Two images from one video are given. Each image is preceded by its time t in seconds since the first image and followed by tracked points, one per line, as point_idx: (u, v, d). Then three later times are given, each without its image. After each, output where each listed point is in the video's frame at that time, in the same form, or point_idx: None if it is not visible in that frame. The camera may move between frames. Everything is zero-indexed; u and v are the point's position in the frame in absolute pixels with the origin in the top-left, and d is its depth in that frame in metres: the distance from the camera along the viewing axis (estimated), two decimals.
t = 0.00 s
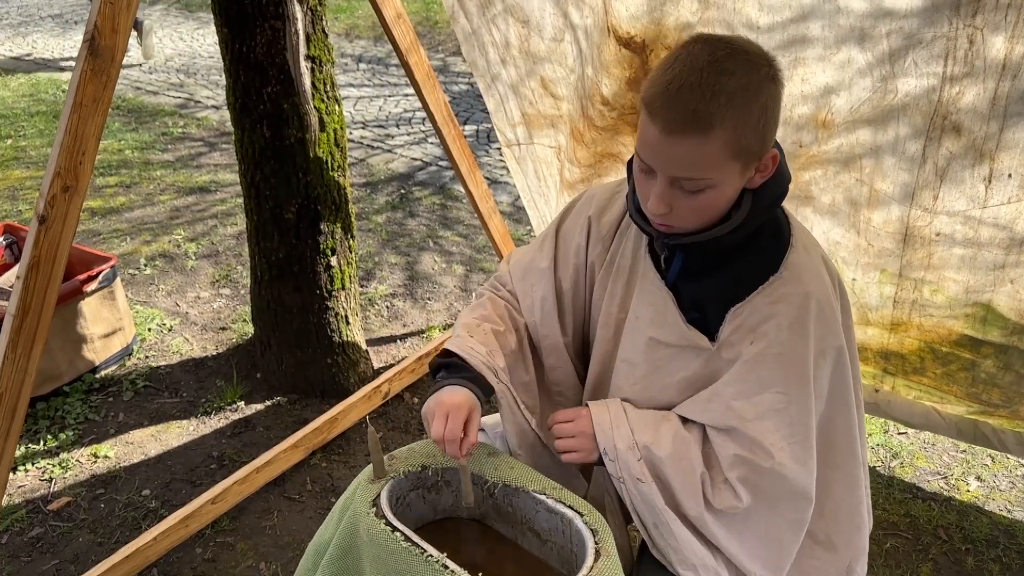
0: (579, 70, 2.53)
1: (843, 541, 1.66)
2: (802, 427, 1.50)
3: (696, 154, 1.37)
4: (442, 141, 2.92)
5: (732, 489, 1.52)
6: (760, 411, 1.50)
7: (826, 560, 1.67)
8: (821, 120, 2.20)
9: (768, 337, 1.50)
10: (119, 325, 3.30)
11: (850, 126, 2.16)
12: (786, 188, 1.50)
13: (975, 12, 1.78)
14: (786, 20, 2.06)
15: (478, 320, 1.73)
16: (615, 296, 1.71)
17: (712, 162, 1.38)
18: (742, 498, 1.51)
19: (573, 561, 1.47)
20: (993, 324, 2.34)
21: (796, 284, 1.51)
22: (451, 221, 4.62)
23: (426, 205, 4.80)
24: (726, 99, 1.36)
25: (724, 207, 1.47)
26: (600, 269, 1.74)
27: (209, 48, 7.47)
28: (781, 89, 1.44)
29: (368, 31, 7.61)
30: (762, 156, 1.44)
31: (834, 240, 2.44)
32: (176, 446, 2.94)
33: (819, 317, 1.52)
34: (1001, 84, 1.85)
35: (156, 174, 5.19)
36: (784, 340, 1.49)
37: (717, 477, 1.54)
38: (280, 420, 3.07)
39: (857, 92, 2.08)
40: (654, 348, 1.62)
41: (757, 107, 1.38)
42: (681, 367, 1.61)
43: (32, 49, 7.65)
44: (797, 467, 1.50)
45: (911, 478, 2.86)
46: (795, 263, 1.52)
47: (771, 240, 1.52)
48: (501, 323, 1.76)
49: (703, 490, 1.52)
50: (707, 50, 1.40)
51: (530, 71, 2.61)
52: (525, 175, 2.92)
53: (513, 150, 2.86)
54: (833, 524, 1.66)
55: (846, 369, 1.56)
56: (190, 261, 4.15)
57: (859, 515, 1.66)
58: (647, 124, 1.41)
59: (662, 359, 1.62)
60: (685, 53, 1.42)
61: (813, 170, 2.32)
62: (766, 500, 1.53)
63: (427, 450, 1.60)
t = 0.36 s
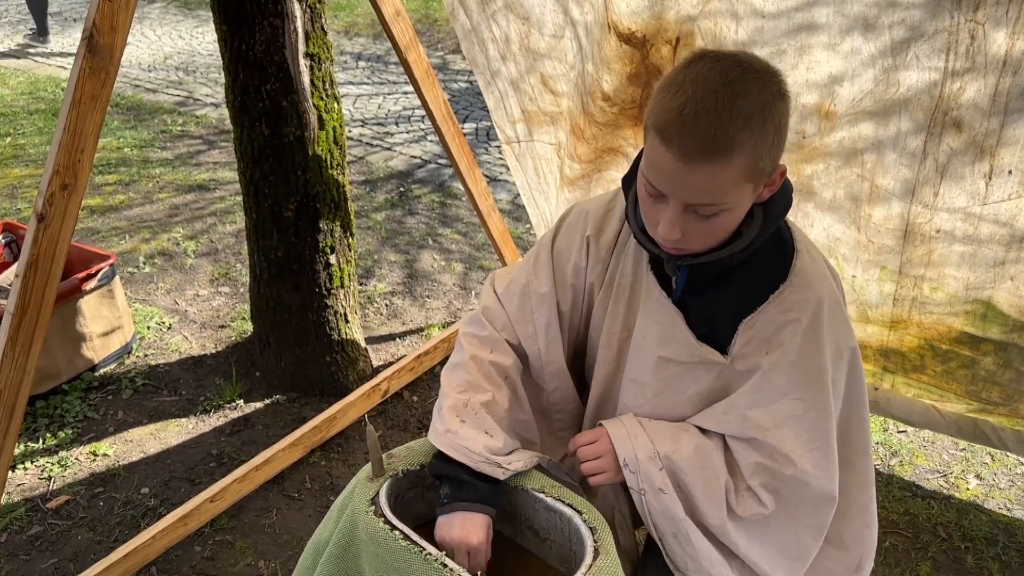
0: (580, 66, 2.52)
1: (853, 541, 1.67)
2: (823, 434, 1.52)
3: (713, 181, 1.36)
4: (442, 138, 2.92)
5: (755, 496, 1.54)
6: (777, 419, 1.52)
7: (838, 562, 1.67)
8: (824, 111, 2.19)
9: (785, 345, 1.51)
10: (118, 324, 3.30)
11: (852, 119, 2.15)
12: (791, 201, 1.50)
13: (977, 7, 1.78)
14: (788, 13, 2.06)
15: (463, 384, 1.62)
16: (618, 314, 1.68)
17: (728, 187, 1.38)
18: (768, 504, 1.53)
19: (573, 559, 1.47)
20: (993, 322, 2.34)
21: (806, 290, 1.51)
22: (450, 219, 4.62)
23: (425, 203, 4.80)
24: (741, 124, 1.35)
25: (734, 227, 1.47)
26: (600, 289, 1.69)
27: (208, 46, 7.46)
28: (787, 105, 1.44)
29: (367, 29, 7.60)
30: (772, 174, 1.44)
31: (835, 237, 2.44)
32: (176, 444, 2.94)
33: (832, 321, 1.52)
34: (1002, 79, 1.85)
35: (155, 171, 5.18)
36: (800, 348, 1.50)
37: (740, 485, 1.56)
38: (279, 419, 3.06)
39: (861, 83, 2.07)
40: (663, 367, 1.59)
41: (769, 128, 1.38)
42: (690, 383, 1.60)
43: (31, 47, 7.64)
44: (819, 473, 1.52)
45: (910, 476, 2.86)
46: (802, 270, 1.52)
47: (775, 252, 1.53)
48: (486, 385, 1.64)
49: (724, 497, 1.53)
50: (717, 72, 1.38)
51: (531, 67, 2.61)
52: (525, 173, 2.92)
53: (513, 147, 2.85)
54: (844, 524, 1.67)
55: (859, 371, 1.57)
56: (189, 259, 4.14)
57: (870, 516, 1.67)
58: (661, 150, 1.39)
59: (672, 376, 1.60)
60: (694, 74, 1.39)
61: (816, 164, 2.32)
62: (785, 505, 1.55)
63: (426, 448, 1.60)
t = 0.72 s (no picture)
0: (579, 64, 2.52)
1: (851, 533, 1.67)
2: (818, 424, 1.51)
3: (710, 166, 1.36)
4: (440, 137, 2.91)
5: (751, 489, 1.53)
6: (774, 409, 1.51)
7: (837, 555, 1.66)
8: (823, 110, 2.19)
9: (781, 334, 1.51)
10: (118, 322, 3.30)
11: (852, 118, 2.15)
12: (786, 191, 1.49)
13: (977, 4, 1.77)
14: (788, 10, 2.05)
15: (461, 370, 1.63)
16: (617, 305, 1.69)
17: (725, 172, 1.38)
18: (763, 498, 1.52)
19: (571, 557, 1.47)
20: (992, 320, 2.34)
21: (803, 279, 1.51)
22: (450, 217, 4.62)
23: (425, 201, 4.80)
24: (737, 109, 1.36)
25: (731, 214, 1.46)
26: (599, 280, 1.70)
27: (208, 44, 7.46)
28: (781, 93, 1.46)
29: (367, 27, 7.59)
30: (768, 161, 1.45)
31: (834, 235, 2.44)
32: (175, 442, 2.94)
33: (828, 309, 1.52)
34: (1002, 77, 1.85)
35: (155, 169, 5.18)
36: (797, 336, 1.50)
37: (736, 479, 1.55)
38: (278, 417, 3.06)
39: (860, 82, 2.07)
40: (662, 357, 1.60)
41: (765, 115, 1.39)
42: (688, 374, 1.60)
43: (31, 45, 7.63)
44: (816, 464, 1.51)
45: (910, 474, 2.86)
46: (800, 259, 1.53)
47: (771, 241, 1.52)
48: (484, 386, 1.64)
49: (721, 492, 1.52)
50: (713, 60, 1.39)
51: (530, 65, 2.60)
52: (524, 170, 2.91)
53: (513, 145, 2.85)
54: (843, 516, 1.67)
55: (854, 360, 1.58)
56: (189, 258, 4.14)
57: (867, 507, 1.67)
58: (658, 138, 1.39)
59: (671, 366, 1.60)
60: (690, 62, 1.41)
61: (815, 164, 2.31)
62: (783, 498, 1.54)
63: (424, 446, 1.60)
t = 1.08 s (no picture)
0: (579, 63, 2.52)
1: (860, 515, 1.66)
2: (828, 399, 1.51)
3: (724, 126, 1.37)
4: (440, 135, 2.91)
5: (764, 474, 1.51)
6: (788, 384, 1.51)
7: (844, 537, 1.66)
8: (823, 110, 2.18)
9: (788, 308, 1.52)
10: (117, 321, 3.30)
11: (852, 118, 2.15)
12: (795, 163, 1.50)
13: (977, 5, 1.77)
14: (790, 9, 2.04)
15: (474, 313, 1.68)
16: (622, 279, 1.70)
17: (739, 134, 1.38)
18: (779, 480, 1.50)
19: (570, 557, 1.46)
20: (992, 320, 2.34)
21: (810, 256, 1.53)
22: (450, 216, 4.61)
23: (425, 200, 4.79)
24: (753, 71, 1.37)
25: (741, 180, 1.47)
26: (605, 256, 1.73)
27: (208, 43, 7.45)
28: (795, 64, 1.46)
29: (367, 26, 7.59)
30: (779, 128, 1.46)
31: (834, 235, 2.44)
32: (174, 442, 2.94)
33: (834, 287, 1.53)
34: (1002, 78, 1.85)
35: (154, 169, 5.18)
36: (805, 311, 1.51)
37: (749, 466, 1.53)
38: (277, 416, 3.06)
39: (860, 82, 2.06)
40: (668, 330, 1.61)
41: (779, 80, 1.40)
42: (694, 349, 1.61)
43: (31, 44, 7.63)
44: (828, 439, 1.50)
45: (909, 473, 2.86)
46: (806, 237, 1.54)
47: (778, 217, 1.54)
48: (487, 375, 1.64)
49: (734, 480, 1.49)
50: (731, 24, 1.40)
51: (530, 64, 2.60)
52: (524, 169, 2.91)
53: (513, 144, 2.85)
54: (851, 498, 1.66)
55: (862, 340, 1.57)
56: (188, 257, 4.14)
57: (874, 488, 1.67)
58: (675, 97, 1.39)
59: (677, 340, 1.61)
60: (708, 26, 1.41)
61: (815, 163, 2.31)
62: (795, 479, 1.52)
63: (423, 446, 1.59)
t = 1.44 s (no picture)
0: (580, 62, 2.52)
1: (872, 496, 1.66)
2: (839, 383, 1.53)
3: (735, 109, 1.38)
4: (440, 134, 2.91)
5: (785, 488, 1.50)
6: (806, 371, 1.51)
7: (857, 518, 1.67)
8: (825, 108, 2.18)
9: (799, 293, 1.52)
10: (117, 321, 3.30)
11: (852, 117, 2.15)
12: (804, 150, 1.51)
13: (977, 6, 1.77)
14: (791, 6, 2.03)
15: (482, 312, 1.66)
16: (633, 266, 1.69)
17: (750, 117, 1.39)
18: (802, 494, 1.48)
19: (570, 557, 1.47)
20: (991, 322, 2.34)
21: (819, 241, 1.53)
22: (449, 216, 4.61)
23: (424, 200, 4.79)
24: (763, 55, 1.37)
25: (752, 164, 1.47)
26: (616, 243, 1.72)
27: (208, 43, 7.45)
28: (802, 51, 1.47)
29: (367, 26, 7.59)
30: (789, 114, 1.46)
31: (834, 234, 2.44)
32: (174, 441, 2.94)
33: (841, 271, 1.54)
34: (1002, 79, 1.85)
35: (154, 168, 5.18)
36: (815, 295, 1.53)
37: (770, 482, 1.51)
38: (277, 416, 3.06)
39: (862, 80, 2.06)
40: (678, 314, 1.61)
41: (789, 65, 1.40)
42: (703, 336, 1.60)
43: (32, 43, 7.63)
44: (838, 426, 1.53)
45: (909, 474, 2.86)
46: (815, 223, 1.55)
47: (785, 208, 1.54)
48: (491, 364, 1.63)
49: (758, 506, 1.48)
50: (739, 12, 1.41)
51: (530, 64, 2.60)
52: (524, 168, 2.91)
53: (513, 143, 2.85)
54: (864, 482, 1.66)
55: (869, 328, 1.59)
56: (188, 257, 4.14)
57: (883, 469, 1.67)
58: (686, 83, 1.40)
59: (686, 326, 1.61)
60: (716, 14, 1.43)
61: (815, 163, 2.31)
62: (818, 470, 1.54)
63: (423, 446, 1.60)
